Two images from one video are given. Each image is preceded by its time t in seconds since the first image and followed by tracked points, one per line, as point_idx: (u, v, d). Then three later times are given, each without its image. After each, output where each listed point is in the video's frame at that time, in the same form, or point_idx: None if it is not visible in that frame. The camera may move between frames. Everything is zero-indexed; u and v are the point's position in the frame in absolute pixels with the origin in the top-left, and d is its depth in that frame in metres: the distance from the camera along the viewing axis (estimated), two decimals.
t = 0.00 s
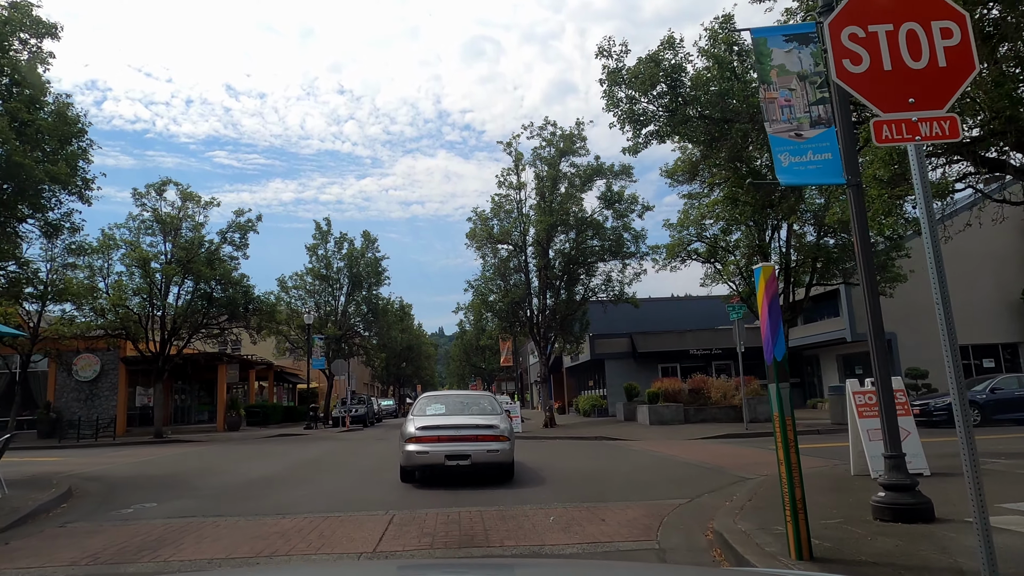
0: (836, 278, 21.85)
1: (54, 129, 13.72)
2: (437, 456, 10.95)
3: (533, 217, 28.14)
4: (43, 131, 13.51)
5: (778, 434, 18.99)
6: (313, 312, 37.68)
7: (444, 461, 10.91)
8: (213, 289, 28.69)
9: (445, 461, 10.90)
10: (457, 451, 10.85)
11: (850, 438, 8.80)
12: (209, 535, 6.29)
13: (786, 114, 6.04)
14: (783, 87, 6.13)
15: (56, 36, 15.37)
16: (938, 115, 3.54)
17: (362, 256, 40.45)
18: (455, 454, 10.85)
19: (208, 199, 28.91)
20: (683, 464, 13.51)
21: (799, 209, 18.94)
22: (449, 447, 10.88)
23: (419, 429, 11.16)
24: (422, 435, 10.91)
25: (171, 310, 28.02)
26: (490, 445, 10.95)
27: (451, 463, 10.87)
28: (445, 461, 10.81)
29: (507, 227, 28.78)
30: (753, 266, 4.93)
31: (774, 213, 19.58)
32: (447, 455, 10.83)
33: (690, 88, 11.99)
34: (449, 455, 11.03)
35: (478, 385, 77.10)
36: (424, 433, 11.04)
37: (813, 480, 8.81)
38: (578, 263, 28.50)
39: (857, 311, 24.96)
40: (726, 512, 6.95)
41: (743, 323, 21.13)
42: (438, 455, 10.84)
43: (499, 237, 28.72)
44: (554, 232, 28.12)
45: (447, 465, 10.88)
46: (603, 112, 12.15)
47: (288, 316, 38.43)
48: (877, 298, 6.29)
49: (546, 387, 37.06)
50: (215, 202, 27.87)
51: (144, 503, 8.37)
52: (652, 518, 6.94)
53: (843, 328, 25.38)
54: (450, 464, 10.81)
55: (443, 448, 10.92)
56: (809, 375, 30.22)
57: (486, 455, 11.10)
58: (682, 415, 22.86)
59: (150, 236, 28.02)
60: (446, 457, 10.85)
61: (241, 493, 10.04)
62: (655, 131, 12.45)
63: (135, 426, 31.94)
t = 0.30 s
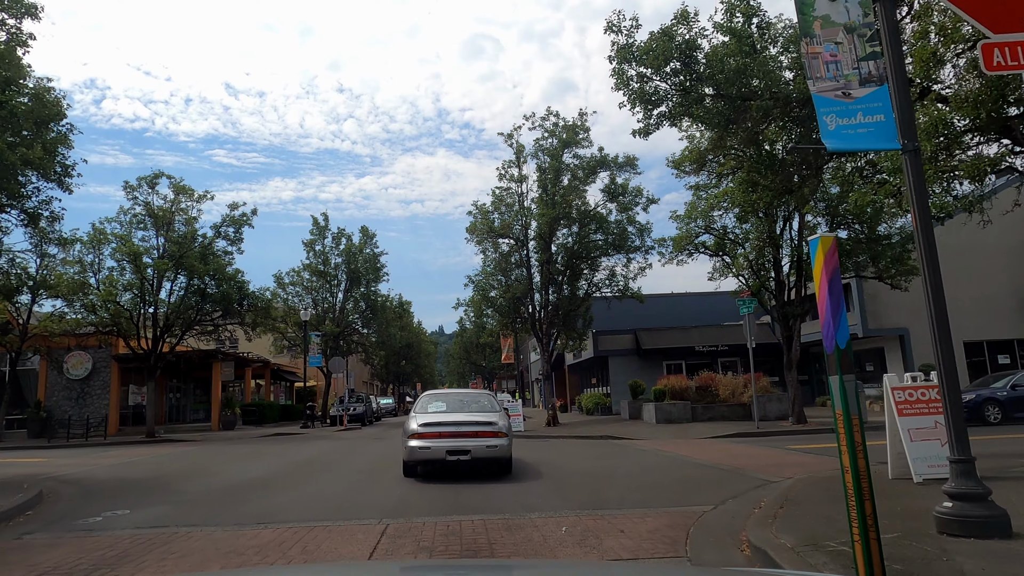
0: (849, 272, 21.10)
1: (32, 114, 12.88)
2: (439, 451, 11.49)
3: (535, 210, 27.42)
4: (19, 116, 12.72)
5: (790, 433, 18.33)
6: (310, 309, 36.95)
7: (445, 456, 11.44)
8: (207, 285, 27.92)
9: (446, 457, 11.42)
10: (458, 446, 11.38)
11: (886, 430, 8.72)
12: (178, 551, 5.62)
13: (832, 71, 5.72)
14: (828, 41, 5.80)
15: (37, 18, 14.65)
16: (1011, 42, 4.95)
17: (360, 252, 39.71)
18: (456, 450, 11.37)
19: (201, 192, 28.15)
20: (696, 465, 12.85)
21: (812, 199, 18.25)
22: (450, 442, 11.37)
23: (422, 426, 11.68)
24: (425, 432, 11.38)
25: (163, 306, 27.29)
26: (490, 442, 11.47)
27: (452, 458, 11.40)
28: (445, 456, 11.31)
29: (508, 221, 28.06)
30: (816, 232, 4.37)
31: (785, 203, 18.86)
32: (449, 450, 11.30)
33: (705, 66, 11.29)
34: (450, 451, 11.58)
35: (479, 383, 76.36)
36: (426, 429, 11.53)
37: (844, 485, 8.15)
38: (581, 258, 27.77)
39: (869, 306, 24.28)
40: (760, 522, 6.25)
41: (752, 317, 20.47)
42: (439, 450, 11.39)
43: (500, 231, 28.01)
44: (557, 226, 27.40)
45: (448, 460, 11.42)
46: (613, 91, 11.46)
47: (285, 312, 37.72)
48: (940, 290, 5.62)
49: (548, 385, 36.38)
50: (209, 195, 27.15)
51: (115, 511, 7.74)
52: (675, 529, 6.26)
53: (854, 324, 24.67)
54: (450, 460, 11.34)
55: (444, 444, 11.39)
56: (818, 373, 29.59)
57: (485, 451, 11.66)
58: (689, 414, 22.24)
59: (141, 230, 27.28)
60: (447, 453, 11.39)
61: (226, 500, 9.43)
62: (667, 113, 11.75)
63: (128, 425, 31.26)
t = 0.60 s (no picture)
0: (861, 267, 20.35)
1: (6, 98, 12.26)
2: (440, 450, 11.87)
3: (536, 207, 26.73)
4: None
5: (804, 433, 17.65)
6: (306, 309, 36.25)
7: (446, 454, 11.84)
8: (200, 285, 27.18)
9: (447, 455, 11.81)
10: (459, 445, 11.77)
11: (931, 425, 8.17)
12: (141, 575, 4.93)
13: (886, 20, 5.46)
14: None
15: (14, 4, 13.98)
16: None
17: (358, 251, 39.04)
18: (456, 449, 11.76)
19: (194, 189, 27.46)
20: (711, 468, 12.18)
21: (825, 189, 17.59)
22: (451, 441, 11.77)
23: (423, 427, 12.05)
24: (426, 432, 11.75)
25: (155, 306, 26.59)
26: (488, 440, 11.91)
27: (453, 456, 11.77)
28: (447, 454, 11.69)
29: (508, 217, 27.38)
30: (900, 194, 4.19)
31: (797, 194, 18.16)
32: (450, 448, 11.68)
33: (718, 45, 10.64)
34: (450, 449, 12.00)
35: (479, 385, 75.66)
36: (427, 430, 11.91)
37: (883, 491, 7.46)
38: (583, 255, 27.07)
39: (880, 302, 23.62)
40: (801, 538, 5.61)
41: (762, 313, 19.80)
42: (441, 449, 11.77)
43: (500, 227, 27.34)
44: (558, 223, 26.73)
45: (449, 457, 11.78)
46: (620, 72, 10.78)
47: (281, 313, 37.04)
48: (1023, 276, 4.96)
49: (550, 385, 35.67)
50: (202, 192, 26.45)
51: (82, 526, 7.09)
52: (704, 545, 5.59)
53: (864, 321, 23.99)
54: (452, 457, 11.71)
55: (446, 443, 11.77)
56: (826, 371, 28.96)
57: (483, 448, 12.11)
58: (697, 414, 21.57)
59: (132, 229, 26.57)
60: (448, 451, 11.77)
61: (211, 513, 8.78)
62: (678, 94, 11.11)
63: (121, 430, 30.53)
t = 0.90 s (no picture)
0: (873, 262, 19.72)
1: None
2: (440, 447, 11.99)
3: (538, 201, 26.11)
4: None
5: (817, 433, 17.04)
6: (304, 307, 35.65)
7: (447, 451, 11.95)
8: (194, 281, 26.57)
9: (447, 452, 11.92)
10: (459, 442, 11.89)
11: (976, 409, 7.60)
12: None
13: None
14: None
15: None
16: None
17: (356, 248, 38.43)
18: (456, 446, 11.88)
19: (188, 183, 26.85)
20: (725, 470, 11.57)
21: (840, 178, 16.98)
22: (451, 438, 11.92)
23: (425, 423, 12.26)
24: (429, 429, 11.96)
25: (148, 303, 25.95)
26: (488, 437, 12.03)
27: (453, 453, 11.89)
28: (446, 450, 11.85)
29: (510, 212, 26.77)
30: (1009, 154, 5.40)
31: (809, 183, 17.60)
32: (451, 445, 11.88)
33: (733, 21, 10.02)
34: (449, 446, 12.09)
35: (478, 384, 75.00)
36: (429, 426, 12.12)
37: (925, 497, 6.82)
38: (586, 251, 26.43)
39: (892, 298, 23.00)
40: (849, 556, 5.02)
41: (772, 309, 19.24)
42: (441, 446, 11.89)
43: (501, 222, 26.73)
44: (560, 218, 26.12)
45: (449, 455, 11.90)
46: (631, 50, 10.16)
47: (278, 311, 36.45)
48: None
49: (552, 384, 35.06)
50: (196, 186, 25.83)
51: (46, 537, 6.48)
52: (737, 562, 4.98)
53: (875, 318, 23.37)
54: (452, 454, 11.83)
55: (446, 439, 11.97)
56: (834, 370, 28.34)
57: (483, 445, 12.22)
58: (705, 413, 21.01)
59: (124, 224, 25.95)
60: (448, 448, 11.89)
61: (198, 523, 8.28)
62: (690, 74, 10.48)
63: (114, 430, 29.91)
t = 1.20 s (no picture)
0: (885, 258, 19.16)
1: None
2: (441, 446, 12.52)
3: (540, 198, 25.57)
4: None
5: (829, 434, 16.48)
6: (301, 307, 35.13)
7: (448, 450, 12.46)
8: (189, 281, 26.03)
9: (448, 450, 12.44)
10: (459, 441, 12.41)
11: None
12: None
13: None
14: None
15: None
16: None
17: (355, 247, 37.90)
18: (457, 444, 12.40)
19: (183, 181, 26.33)
20: (738, 475, 11.03)
21: (852, 167, 16.75)
22: (452, 437, 12.40)
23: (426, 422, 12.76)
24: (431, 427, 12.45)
25: (142, 303, 25.44)
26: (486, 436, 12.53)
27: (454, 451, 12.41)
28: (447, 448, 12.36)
29: (511, 209, 26.24)
30: None
31: (820, 174, 17.34)
32: (452, 444, 12.37)
33: None
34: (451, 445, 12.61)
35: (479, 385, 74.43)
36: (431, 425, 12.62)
37: (972, 505, 6.25)
38: (589, 249, 25.88)
39: (903, 296, 22.46)
40: None
41: (782, 305, 18.74)
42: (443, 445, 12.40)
43: (502, 220, 26.19)
44: (562, 215, 25.59)
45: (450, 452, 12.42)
46: (641, 30, 9.64)
47: (275, 311, 35.90)
48: None
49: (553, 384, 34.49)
50: (191, 183, 25.32)
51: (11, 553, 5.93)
52: None
53: (885, 316, 22.83)
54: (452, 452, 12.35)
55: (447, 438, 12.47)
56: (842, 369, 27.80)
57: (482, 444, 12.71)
58: (711, 415, 20.47)
59: (118, 222, 25.42)
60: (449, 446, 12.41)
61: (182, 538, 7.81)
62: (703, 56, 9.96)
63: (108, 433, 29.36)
